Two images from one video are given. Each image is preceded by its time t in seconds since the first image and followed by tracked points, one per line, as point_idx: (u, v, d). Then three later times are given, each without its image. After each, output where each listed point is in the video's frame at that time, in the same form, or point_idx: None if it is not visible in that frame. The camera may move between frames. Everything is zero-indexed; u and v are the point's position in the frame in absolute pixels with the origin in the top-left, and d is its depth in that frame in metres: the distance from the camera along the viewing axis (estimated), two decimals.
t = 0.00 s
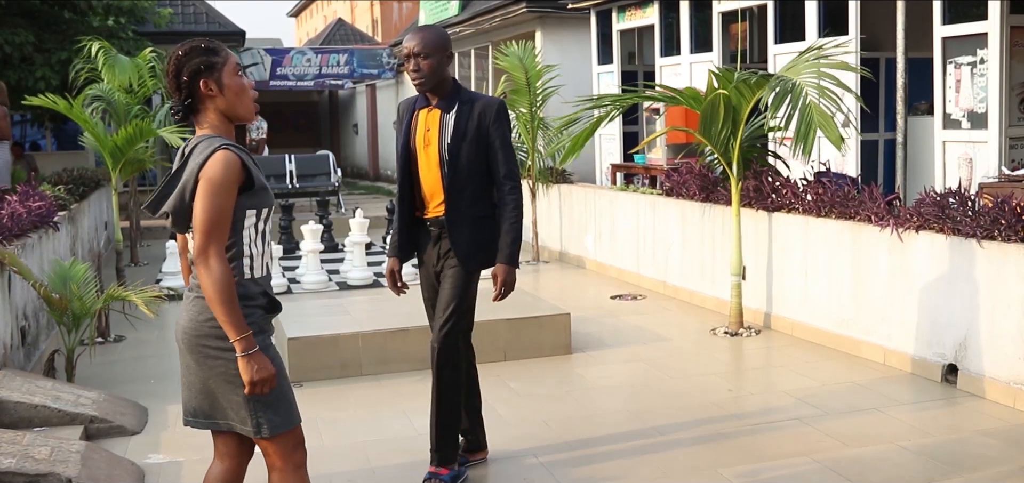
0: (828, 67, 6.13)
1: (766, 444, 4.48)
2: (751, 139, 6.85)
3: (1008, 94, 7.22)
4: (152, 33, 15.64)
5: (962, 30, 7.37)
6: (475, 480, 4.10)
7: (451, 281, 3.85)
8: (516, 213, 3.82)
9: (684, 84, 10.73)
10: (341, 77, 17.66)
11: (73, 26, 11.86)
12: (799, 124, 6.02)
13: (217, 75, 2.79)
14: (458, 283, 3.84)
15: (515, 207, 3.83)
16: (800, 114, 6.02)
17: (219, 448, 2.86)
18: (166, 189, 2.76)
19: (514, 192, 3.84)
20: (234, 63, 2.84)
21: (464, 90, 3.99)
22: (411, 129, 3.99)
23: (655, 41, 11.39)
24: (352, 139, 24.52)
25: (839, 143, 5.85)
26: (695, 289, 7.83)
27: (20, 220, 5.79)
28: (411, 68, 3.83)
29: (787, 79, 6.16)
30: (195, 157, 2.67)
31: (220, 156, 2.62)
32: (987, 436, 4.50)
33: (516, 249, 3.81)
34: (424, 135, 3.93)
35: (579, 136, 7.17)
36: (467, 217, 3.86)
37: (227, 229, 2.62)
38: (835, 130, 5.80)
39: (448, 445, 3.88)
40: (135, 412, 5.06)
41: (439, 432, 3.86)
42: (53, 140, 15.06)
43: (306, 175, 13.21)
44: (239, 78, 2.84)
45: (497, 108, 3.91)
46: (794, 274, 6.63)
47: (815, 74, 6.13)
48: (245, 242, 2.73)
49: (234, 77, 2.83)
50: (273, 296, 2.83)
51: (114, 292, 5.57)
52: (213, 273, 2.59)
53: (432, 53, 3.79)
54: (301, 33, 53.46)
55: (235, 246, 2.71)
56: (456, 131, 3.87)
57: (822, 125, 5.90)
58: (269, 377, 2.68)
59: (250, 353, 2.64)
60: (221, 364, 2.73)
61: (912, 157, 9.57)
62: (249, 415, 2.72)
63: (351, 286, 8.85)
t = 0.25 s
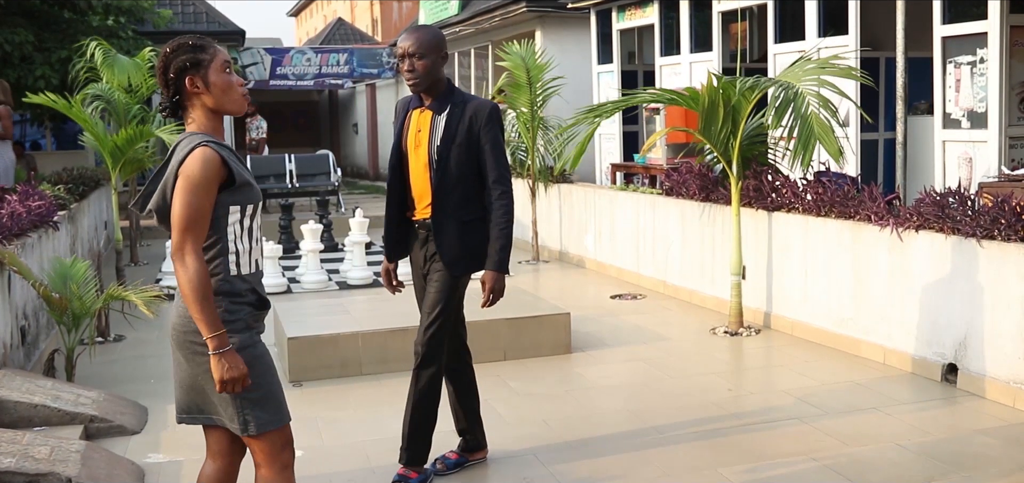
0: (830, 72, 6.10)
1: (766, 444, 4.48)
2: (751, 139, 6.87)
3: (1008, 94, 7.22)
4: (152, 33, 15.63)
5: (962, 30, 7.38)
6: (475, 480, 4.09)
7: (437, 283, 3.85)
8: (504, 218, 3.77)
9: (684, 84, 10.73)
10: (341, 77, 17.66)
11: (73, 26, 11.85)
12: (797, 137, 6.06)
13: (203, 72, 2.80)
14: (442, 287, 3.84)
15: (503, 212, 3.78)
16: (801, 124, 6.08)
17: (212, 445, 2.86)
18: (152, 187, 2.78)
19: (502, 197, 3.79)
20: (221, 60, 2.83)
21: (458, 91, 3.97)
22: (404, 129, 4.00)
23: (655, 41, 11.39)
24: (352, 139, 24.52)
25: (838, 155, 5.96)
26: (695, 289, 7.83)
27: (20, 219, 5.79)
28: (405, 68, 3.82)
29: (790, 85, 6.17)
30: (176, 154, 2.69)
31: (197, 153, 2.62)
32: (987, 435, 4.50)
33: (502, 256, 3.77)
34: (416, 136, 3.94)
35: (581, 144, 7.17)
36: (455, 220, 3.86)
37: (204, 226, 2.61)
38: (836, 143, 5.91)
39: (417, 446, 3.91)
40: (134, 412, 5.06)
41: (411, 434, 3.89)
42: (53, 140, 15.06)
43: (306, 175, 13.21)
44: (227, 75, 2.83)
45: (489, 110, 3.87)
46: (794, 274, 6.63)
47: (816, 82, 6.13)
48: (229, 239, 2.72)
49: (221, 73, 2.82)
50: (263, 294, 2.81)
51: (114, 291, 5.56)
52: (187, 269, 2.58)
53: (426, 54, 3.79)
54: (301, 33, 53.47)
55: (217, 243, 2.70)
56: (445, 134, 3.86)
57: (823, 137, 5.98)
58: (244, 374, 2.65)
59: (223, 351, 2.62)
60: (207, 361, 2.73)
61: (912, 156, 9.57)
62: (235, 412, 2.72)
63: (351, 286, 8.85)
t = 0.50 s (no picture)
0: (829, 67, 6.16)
1: (766, 443, 4.48)
2: (751, 137, 6.83)
3: (1008, 94, 7.22)
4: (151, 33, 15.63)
5: (961, 29, 7.38)
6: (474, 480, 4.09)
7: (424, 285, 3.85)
8: (489, 224, 3.78)
9: (684, 84, 10.73)
10: (340, 77, 17.59)
11: (72, 26, 11.86)
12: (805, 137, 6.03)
13: (196, 71, 2.79)
14: (428, 289, 3.85)
15: (488, 218, 3.79)
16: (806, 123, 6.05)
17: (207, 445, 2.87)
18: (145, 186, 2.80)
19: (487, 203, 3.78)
20: (214, 58, 2.82)
21: (451, 93, 3.97)
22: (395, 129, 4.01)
23: (655, 41, 11.39)
24: (352, 139, 24.52)
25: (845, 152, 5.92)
26: (695, 288, 7.83)
27: (20, 219, 5.79)
28: (398, 67, 3.82)
29: (791, 84, 6.17)
30: (167, 151, 2.70)
31: (188, 150, 2.63)
32: (986, 435, 4.50)
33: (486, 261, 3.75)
34: (405, 136, 3.95)
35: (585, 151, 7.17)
36: (439, 223, 3.85)
37: (194, 224, 2.62)
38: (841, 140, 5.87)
39: (415, 446, 3.91)
40: (134, 411, 5.06)
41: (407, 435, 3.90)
42: (52, 140, 15.06)
43: (306, 174, 13.21)
44: (221, 73, 2.82)
45: (479, 116, 3.86)
46: (793, 273, 6.63)
47: (817, 79, 6.15)
48: (222, 236, 2.72)
49: (214, 70, 2.80)
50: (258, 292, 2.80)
51: (114, 291, 5.56)
52: (178, 266, 2.59)
53: (419, 53, 3.79)
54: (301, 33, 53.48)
55: (210, 239, 2.69)
56: (434, 136, 3.86)
57: (828, 134, 5.94)
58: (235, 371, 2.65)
59: (215, 348, 2.62)
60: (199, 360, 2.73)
61: (911, 155, 9.57)
62: (223, 413, 2.72)
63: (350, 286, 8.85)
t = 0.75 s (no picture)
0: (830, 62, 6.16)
1: (766, 443, 4.47)
2: (752, 135, 6.82)
3: (1008, 93, 7.22)
4: (151, 32, 15.63)
5: (961, 29, 7.38)
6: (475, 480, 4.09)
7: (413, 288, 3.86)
8: (476, 226, 3.79)
9: (683, 83, 10.73)
10: (341, 77, 17.22)
11: (72, 25, 11.86)
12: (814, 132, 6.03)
13: (199, 71, 2.79)
14: (417, 291, 3.85)
15: (475, 220, 3.79)
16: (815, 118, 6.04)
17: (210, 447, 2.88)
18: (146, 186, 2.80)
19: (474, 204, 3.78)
20: (217, 58, 2.81)
21: (441, 93, 3.96)
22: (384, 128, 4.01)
23: (655, 40, 11.38)
24: (352, 138, 24.52)
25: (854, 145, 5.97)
26: (695, 288, 7.82)
27: (20, 219, 5.79)
28: (387, 65, 3.82)
29: (795, 81, 6.16)
30: (167, 151, 2.70)
31: (188, 149, 2.63)
32: (986, 435, 4.50)
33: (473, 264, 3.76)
34: (393, 136, 3.96)
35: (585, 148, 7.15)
36: (427, 224, 3.84)
37: (193, 223, 2.62)
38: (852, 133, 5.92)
39: (415, 447, 3.91)
40: (135, 411, 5.06)
41: (406, 435, 3.90)
42: (53, 140, 15.08)
43: (306, 174, 13.21)
44: (224, 73, 2.82)
45: (468, 116, 3.85)
46: (793, 273, 6.63)
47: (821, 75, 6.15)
48: (223, 236, 2.72)
49: (216, 71, 2.80)
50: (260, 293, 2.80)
51: (114, 290, 5.56)
52: (177, 265, 2.58)
53: (409, 52, 3.79)
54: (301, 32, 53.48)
55: (211, 238, 2.69)
56: (422, 136, 3.86)
57: (837, 128, 5.97)
58: (231, 372, 2.64)
59: (213, 347, 2.62)
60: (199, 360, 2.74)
61: (912, 155, 9.57)
62: (219, 417, 2.72)
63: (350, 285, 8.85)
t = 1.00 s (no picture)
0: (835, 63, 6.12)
1: (765, 442, 4.47)
2: (752, 134, 6.82)
3: (1008, 93, 7.22)
4: (151, 31, 15.63)
5: (962, 28, 7.37)
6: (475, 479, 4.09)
7: (407, 289, 3.86)
8: (469, 227, 3.79)
9: (683, 82, 10.72)
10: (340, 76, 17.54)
11: (72, 24, 11.86)
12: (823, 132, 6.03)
13: (209, 71, 2.79)
14: (411, 293, 3.85)
15: (469, 220, 3.79)
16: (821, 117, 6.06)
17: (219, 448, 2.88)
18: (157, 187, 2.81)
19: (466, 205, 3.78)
20: (227, 58, 2.81)
21: (434, 93, 3.96)
22: (376, 127, 4.01)
23: (655, 39, 11.38)
24: (352, 137, 24.52)
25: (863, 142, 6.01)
26: (695, 287, 7.82)
27: (20, 218, 5.80)
28: (381, 64, 3.83)
29: (799, 81, 6.15)
30: (177, 149, 2.71)
31: (198, 147, 2.63)
32: (986, 434, 4.50)
33: (465, 264, 3.76)
34: (385, 135, 3.95)
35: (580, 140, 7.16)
36: (420, 224, 3.85)
37: (203, 221, 2.62)
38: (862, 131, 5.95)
39: (415, 446, 3.91)
40: (134, 410, 5.06)
41: (405, 434, 3.89)
42: (53, 139, 15.09)
43: (306, 173, 13.21)
44: (234, 72, 2.81)
45: (461, 116, 3.86)
46: (793, 272, 6.63)
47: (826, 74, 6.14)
48: (233, 235, 2.72)
49: (227, 70, 2.80)
50: (271, 293, 2.80)
51: (114, 290, 5.56)
52: (185, 263, 2.58)
53: (402, 50, 3.80)
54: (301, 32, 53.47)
55: (221, 238, 2.70)
56: (415, 136, 3.86)
57: (845, 126, 5.99)
58: (238, 373, 2.64)
59: (219, 347, 2.61)
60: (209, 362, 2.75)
61: (912, 154, 9.57)
62: (226, 419, 2.72)
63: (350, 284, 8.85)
